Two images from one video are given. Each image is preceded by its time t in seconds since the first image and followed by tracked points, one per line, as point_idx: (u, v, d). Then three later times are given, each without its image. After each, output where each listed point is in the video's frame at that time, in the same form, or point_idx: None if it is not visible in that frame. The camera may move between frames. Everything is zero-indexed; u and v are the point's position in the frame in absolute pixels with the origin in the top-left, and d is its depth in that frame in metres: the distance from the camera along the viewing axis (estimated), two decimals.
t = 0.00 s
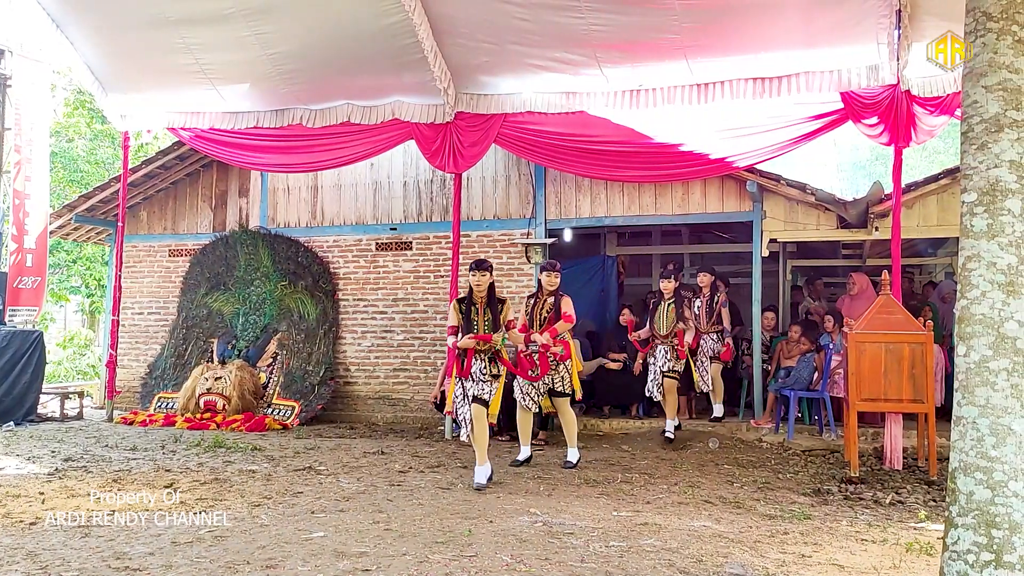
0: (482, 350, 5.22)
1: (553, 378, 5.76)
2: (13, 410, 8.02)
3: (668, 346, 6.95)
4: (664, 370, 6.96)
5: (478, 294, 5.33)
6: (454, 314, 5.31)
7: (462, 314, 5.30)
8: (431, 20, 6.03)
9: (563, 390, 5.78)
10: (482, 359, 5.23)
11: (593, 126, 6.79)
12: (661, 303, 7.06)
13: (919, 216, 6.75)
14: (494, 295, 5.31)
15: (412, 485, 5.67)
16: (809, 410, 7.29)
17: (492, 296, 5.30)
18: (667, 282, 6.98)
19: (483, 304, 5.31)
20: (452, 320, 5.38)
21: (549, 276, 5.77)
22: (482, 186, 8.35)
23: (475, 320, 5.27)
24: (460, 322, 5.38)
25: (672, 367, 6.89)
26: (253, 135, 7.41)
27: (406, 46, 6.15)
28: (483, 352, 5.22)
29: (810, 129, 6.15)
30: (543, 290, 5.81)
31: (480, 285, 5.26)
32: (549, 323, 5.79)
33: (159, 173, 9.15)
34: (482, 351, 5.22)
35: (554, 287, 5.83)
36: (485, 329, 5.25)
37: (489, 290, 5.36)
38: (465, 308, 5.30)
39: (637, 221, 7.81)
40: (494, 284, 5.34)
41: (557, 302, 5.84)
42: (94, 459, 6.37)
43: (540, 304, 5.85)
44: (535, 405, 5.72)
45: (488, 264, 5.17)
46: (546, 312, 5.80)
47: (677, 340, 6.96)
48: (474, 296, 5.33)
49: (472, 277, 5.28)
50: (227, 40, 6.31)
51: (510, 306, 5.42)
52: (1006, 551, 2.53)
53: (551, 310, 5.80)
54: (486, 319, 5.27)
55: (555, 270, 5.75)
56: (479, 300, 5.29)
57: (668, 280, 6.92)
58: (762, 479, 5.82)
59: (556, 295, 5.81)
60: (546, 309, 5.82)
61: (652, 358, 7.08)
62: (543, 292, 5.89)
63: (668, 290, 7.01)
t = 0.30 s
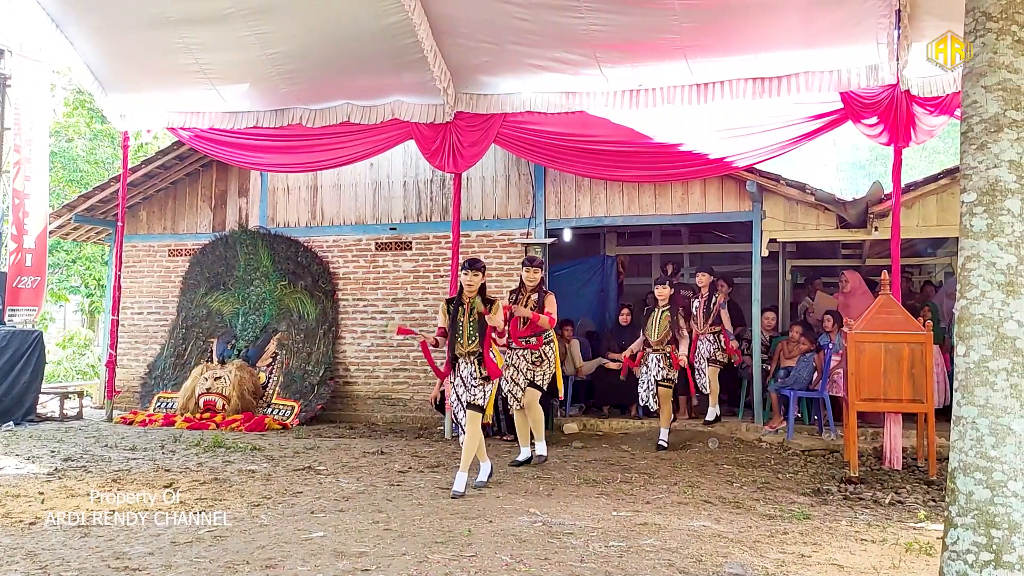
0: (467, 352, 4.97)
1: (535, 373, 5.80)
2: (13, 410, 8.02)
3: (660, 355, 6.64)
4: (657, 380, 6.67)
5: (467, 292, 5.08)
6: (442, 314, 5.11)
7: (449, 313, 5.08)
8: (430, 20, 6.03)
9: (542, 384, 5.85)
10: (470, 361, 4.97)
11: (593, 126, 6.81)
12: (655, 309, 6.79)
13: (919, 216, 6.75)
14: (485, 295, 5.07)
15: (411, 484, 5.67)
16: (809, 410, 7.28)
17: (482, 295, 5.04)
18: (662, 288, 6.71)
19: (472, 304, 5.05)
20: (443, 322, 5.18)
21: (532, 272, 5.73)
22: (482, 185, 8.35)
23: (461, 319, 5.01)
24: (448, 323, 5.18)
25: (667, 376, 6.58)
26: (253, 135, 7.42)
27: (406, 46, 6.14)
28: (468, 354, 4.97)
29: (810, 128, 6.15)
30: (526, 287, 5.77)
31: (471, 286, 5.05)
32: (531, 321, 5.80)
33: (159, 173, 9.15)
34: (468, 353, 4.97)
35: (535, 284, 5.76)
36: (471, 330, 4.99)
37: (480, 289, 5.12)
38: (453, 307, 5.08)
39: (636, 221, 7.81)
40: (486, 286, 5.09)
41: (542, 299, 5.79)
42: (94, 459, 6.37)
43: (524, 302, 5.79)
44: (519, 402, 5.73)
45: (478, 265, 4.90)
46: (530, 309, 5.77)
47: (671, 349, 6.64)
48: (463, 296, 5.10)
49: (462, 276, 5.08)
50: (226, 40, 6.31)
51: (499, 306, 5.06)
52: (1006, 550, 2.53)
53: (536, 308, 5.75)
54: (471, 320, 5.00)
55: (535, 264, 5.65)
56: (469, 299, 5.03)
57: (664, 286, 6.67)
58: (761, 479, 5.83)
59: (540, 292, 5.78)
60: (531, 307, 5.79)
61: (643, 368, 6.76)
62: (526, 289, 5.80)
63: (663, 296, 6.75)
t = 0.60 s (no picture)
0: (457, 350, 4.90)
1: (524, 373, 5.78)
2: (12, 410, 8.02)
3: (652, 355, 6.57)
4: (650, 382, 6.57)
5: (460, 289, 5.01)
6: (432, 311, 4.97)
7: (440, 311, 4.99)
8: (430, 20, 6.04)
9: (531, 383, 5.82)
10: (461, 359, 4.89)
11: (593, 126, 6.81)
12: (644, 310, 6.69)
13: (918, 216, 6.75)
14: (477, 294, 5.01)
15: (411, 484, 5.67)
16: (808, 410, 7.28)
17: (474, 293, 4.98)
18: (651, 289, 6.57)
19: (463, 301, 4.99)
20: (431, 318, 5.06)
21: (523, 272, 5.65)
22: (481, 185, 8.35)
23: (451, 317, 4.94)
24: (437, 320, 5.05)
25: (660, 377, 6.54)
26: (252, 135, 7.42)
27: (405, 46, 6.14)
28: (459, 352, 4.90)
29: (810, 128, 6.15)
30: (517, 288, 5.71)
31: (463, 282, 4.96)
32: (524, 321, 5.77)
33: (159, 173, 9.15)
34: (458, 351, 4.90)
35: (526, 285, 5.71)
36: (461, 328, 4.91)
37: (471, 286, 5.06)
38: (443, 305, 5.00)
39: (636, 221, 7.80)
40: (478, 282, 5.02)
41: (534, 301, 5.76)
42: (94, 459, 6.37)
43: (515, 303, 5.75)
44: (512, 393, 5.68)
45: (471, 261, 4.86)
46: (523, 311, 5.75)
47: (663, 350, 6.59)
48: (454, 293, 5.03)
49: (455, 272, 4.98)
50: (226, 40, 6.31)
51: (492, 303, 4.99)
52: (1006, 550, 2.53)
53: (529, 310, 5.74)
54: (461, 317, 4.93)
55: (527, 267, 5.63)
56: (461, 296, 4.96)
57: (654, 287, 6.53)
58: (761, 478, 5.83)
59: (532, 293, 5.75)
60: (523, 308, 5.76)
61: (636, 370, 6.69)
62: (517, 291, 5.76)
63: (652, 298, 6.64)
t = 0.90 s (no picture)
0: (449, 348, 4.80)
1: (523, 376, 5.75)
2: (12, 410, 8.02)
3: (640, 358, 6.43)
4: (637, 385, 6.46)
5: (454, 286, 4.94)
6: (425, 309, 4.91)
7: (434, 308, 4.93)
8: (430, 20, 6.04)
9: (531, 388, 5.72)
10: (453, 357, 4.79)
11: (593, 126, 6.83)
12: (632, 313, 6.59)
13: (918, 216, 6.74)
14: (471, 291, 4.93)
15: (411, 484, 5.67)
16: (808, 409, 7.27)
17: (468, 290, 4.91)
18: (639, 291, 6.49)
19: (458, 299, 4.90)
20: (424, 316, 5.00)
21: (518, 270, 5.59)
22: (481, 185, 8.35)
23: (445, 315, 4.85)
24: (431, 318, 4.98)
25: (647, 380, 6.40)
26: (253, 135, 7.42)
27: (405, 46, 6.14)
28: (452, 351, 4.80)
29: (811, 128, 6.15)
30: (513, 285, 5.70)
31: (457, 279, 4.89)
32: (519, 318, 5.75)
33: (159, 173, 9.15)
34: (450, 349, 4.80)
35: (521, 282, 5.66)
36: (455, 326, 4.82)
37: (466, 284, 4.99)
38: (437, 303, 4.93)
39: (636, 221, 7.80)
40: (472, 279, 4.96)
41: (527, 298, 5.76)
42: (93, 459, 6.37)
43: (510, 299, 5.74)
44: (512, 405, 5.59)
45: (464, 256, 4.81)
46: (518, 308, 5.74)
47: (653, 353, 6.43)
48: (449, 291, 4.96)
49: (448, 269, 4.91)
50: (226, 40, 6.31)
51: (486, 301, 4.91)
52: (1006, 549, 2.53)
53: (523, 307, 5.73)
54: (456, 316, 4.85)
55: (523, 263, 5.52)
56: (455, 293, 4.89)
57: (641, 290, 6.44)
58: (761, 478, 5.83)
59: (527, 290, 5.73)
60: (517, 306, 5.75)
61: (622, 373, 6.54)
62: (513, 287, 5.73)
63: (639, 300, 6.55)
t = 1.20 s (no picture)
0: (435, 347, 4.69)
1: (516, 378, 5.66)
2: (12, 409, 8.02)
3: (630, 359, 6.38)
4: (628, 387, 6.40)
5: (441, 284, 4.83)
6: (412, 307, 4.83)
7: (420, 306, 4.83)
8: (430, 19, 6.03)
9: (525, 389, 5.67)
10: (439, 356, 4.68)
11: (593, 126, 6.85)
12: (622, 314, 6.52)
13: (918, 216, 6.73)
14: (459, 289, 4.83)
15: (411, 484, 5.68)
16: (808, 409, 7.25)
17: (455, 288, 4.81)
18: (629, 292, 6.39)
19: (445, 297, 4.80)
20: (410, 314, 4.88)
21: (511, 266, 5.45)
22: (481, 185, 8.34)
23: (432, 313, 4.75)
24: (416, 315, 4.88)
25: (638, 381, 6.34)
26: (252, 134, 7.43)
27: (405, 45, 6.14)
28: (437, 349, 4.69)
29: (812, 127, 6.15)
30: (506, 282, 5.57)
31: (444, 276, 4.77)
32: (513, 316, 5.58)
33: (159, 172, 9.15)
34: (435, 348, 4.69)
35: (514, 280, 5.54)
36: (442, 325, 4.71)
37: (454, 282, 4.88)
38: (424, 301, 4.83)
39: (636, 221, 7.80)
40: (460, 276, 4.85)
41: (521, 294, 5.65)
42: (93, 458, 6.38)
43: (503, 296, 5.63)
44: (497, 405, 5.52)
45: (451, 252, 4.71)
46: (511, 304, 5.59)
47: (643, 353, 6.40)
48: (436, 289, 4.85)
49: (434, 266, 4.80)
50: (226, 39, 6.31)
51: (474, 299, 4.83)
52: (1006, 549, 2.53)
53: (516, 303, 5.59)
54: (444, 314, 4.74)
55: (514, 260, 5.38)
56: (442, 291, 4.79)
57: (630, 291, 6.31)
58: (760, 478, 5.84)
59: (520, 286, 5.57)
60: (511, 302, 5.60)
61: (613, 375, 6.49)
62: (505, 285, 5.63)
63: (630, 301, 6.47)
